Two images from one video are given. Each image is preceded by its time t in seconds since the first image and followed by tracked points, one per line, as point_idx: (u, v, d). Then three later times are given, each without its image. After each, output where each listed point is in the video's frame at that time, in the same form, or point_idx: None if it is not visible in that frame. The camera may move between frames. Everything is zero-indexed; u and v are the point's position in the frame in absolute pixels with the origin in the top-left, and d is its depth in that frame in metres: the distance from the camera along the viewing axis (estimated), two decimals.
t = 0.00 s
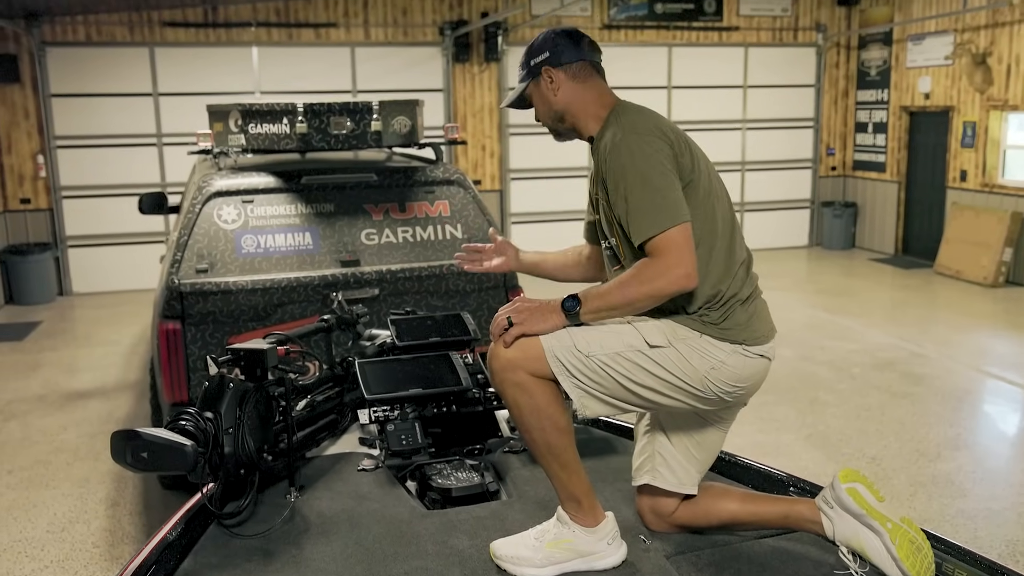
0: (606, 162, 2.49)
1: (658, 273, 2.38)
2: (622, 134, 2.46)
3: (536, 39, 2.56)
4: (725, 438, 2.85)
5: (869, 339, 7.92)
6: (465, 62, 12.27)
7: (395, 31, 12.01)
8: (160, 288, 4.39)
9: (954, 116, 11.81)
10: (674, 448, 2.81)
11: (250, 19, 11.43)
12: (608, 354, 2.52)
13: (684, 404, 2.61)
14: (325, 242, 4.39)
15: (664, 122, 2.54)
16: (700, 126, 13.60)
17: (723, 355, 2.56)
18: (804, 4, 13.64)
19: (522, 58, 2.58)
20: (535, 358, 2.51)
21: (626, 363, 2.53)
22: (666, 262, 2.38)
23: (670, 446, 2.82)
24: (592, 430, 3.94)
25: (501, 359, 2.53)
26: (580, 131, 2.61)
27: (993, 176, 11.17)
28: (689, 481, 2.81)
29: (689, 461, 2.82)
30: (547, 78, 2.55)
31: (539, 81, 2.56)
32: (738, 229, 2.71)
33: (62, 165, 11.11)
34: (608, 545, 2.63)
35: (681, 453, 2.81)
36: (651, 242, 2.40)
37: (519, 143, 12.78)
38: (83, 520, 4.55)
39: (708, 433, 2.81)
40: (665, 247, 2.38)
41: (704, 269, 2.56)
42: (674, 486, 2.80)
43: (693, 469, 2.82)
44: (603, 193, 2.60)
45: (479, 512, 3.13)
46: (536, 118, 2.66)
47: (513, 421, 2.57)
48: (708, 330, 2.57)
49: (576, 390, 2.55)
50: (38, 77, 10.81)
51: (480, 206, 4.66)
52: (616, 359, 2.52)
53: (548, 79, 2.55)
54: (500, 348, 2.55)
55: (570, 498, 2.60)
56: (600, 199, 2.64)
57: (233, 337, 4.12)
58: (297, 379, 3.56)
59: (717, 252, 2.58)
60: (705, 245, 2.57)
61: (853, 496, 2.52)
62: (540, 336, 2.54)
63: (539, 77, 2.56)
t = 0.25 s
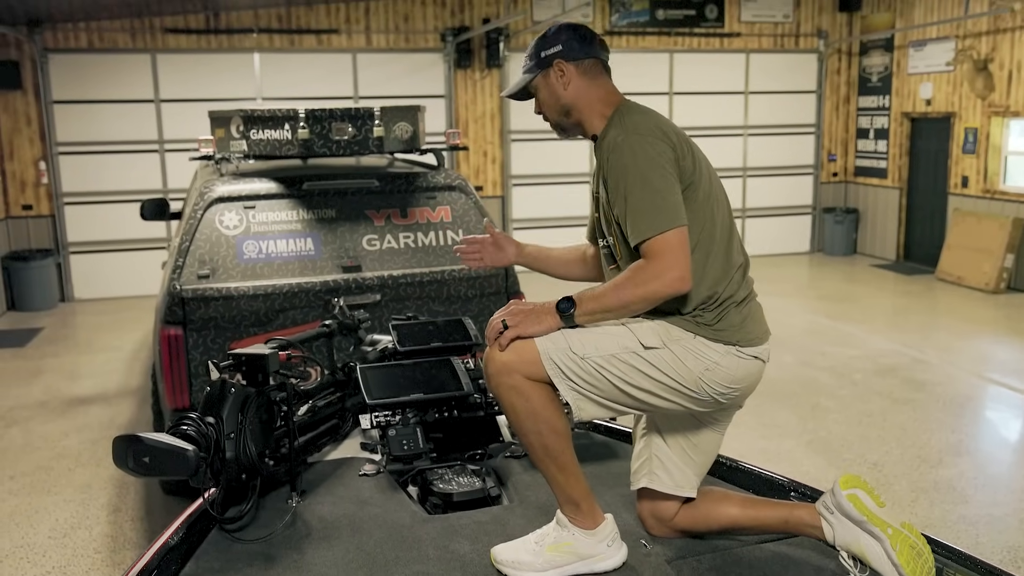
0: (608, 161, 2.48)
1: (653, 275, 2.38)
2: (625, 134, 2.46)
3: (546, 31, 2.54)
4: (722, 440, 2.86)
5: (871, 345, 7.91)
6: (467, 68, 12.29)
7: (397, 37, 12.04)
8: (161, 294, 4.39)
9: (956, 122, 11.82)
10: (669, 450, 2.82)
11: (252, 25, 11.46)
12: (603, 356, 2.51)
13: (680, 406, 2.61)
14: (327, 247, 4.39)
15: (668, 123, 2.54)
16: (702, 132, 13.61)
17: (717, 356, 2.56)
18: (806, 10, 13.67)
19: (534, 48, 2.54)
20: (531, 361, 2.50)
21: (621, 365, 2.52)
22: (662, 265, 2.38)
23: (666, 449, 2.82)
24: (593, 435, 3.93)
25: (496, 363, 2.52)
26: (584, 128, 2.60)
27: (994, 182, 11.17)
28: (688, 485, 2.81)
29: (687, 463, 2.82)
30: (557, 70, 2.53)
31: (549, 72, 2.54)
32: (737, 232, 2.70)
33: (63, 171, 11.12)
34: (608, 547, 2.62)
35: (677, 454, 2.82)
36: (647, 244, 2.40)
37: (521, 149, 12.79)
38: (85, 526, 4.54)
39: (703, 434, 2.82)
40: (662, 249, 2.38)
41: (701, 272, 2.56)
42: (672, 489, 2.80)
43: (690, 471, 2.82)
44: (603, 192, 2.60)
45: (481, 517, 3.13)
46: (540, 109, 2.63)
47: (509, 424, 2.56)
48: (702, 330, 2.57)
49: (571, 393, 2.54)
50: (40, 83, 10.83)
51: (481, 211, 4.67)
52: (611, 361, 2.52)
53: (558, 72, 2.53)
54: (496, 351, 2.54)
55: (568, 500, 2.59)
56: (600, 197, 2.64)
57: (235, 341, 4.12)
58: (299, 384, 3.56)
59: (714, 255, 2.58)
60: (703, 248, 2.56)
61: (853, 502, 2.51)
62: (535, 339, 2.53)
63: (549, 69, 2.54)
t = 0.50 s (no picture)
0: (619, 160, 2.48)
1: (656, 279, 2.38)
2: (637, 135, 2.46)
3: (573, 16, 2.49)
4: (721, 441, 2.86)
5: (874, 349, 7.90)
6: (470, 73, 12.32)
7: (400, 42, 12.07)
8: (164, 298, 4.41)
9: (958, 126, 11.82)
10: (668, 451, 2.82)
11: (255, 30, 11.49)
12: (603, 358, 2.52)
13: (680, 407, 2.60)
14: (329, 252, 4.40)
15: (677, 125, 2.54)
16: (704, 137, 13.61)
17: (716, 356, 2.56)
18: (808, 15, 13.68)
19: (560, 31, 2.48)
20: (532, 364, 2.50)
21: (621, 366, 2.52)
22: (665, 269, 2.38)
23: (665, 451, 2.82)
24: (595, 439, 3.93)
25: (496, 367, 2.51)
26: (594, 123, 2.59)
27: (997, 186, 11.16)
28: (688, 487, 2.81)
29: (686, 465, 2.82)
30: (583, 60, 2.50)
31: (576, 59, 2.50)
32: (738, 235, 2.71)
33: (67, 176, 11.15)
34: (610, 551, 2.61)
35: (676, 456, 2.82)
36: (651, 247, 2.40)
37: (524, 153, 12.80)
38: (88, 530, 4.54)
39: (702, 435, 2.81)
40: (666, 253, 2.38)
41: (702, 273, 2.56)
42: (672, 491, 2.80)
43: (690, 473, 2.82)
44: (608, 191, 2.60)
45: (483, 521, 3.13)
46: (549, 95, 2.57)
47: (510, 428, 2.56)
48: (701, 331, 2.57)
49: (572, 395, 2.54)
50: (44, 88, 10.87)
51: (483, 215, 4.68)
52: (611, 363, 2.52)
53: (585, 60, 2.50)
54: (496, 355, 2.54)
55: (570, 504, 2.59)
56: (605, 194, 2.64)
57: (237, 346, 4.12)
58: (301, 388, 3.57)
59: (716, 258, 2.58)
60: (705, 251, 2.57)
61: (856, 505, 2.52)
62: (535, 342, 2.52)
63: (576, 56, 2.50)
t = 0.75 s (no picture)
0: (628, 168, 2.48)
1: (664, 290, 2.40)
2: (646, 142, 2.46)
3: (576, 24, 2.47)
4: (723, 442, 2.85)
5: (877, 352, 7.89)
6: (472, 76, 12.33)
7: (402, 45, 12.08)
8: (167, 301, 4.41)
9: (960, 129, 11.81)
10: (670, 453, 2.82)
11: (257, 34, 11.52)
12: (609, 359, 2.51)
13: (685, 408, 2.60)
14: (331, 255, 4.40)
15: (686, 130, 2.54)
16: (707, 140, 13.61)
17: (721, 356, 2.56)
18: (810, 18, 13.69)
19: (564, 42, 2.46)
20: (538, 366, 2.50)
21: (627, 367, 2.52)
22: (675, 281, 2.40)
23: (668, 452, 2.83)
24: (597, 442, 3.92)
25: (502, 368, 2.51)
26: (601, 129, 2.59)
27: (1000, 189, 11.14)
28: (691, 488, 2.80)
29: (688, 467, 2.81)
30: (590, 69, 2.50)
31: (584, 70, 2.49)
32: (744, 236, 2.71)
33: (70, 179, 11.18)
34: (612, 555, 2.61)
35: (679, 457, 2.82)
36: (660, 256, 2.41)
37: (526, 156, 12.80)
38: (90, 533, 4.55)
39: (705, 436, 2.81)
40: (676, 264, 2.39)
41: (709, 275, 2.56)
42: (675, 493, 2.79)
43: (692, 475, 2.82)
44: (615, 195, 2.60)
45: (484, 524, 3.13)
46: (556, 107, 2.57)
47: (515, 430, 2.55)
48: (706, 331, 2.57)
49: (577, 396, 2.53)
50: (47, 92, 10.90)
51: (486, 218, 4.66)
52: (617, 363, 2.52)
53: (592, 70, 2.50)
54: (502, 356, 2.53)
55: (573, 507, 2.58)
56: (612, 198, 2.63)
57: (240, 349, 4.12)
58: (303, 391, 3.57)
59: (725, 261, 2.58)
60: (711, 254, 2.57)
61: (859, 506, 2.51)
62: (541, 343, 2.52)
63: (582, 66, 2.49)
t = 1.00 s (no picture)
0: (632, 173, 2.47)
1: (671, 294, 2.39)
2: (648, 147, 2.46)
3: (560, 37, 2.46)
4: (725, 443, 2.85)
5: (878, 354, 7.88)
6: (473, 77, 12.34)
7: (403, 47, 12.09)
8: (167, 303, 4.42)
9: (962, 130, 11.80)
10: (673, 454, 2.82)
11: (258, 36, 11.53)
12: (614, 358, 2.51)
13: (690, 408, 2.60)
14: (332, 256, 4.40)
15: (687, 134, 2.53)
16: (708, 141, 13.60)
17: (727, 356, 2.56)
18: (811, 19, 13.69)
19: (551, 56, 2.46)
20: (544, 366, 2.49)
21: (632, 367, 2.52)
22: (681, 286, 2.39)
23: (670, 453, 2.82)
24: (598, 444, 3.92)
25: (508, 368, 2.51)
26: (600, 137, 2.59)
27: (1001, 190, 11.13)
28: (693, 490, 2.80)
29: (690, 468, 2.81)
30: (581, 79, 2.50)
31: (576, 81, 2.49)
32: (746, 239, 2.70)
33: (71, 181, 11.19)
34: (612, 557, 2.60)
35: (681, 458, 2.81)
36: (667, 261, 2.41)
37: (527, 158, 12.80)
38: (91, 535, 4.55)
39: (707, 437, 2.81)
40: (682, 269, 2.39)
41: (714, 278, 2.55)
42: (678, 494, 2.79)
43: (694, 476, 2.81)
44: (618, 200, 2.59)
45: (484, 527, 3.14)
46: (554, 120, 2.57)
47: (518, 430, 2.55)
48: (712, 331, 2.57)
49: (582, 396, 2.53)
50: (48, 94, 10.92)
51: (487, 219, 4.65)
52: (622, 363, 2.51)
53: (584, 80, 2.50)
54: (507, 356, 2.53)
55: (574, 509, 2.58)
56: (614, 202, 2.63)
57: (240, 351, 4.12)
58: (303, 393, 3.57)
59: (729, 263, 2.58)
60: (716, 257, 2.56)
61: (860, 506, 2.50)
62: (547, 344, 2.52)
63: (574, 78, 2.49)
